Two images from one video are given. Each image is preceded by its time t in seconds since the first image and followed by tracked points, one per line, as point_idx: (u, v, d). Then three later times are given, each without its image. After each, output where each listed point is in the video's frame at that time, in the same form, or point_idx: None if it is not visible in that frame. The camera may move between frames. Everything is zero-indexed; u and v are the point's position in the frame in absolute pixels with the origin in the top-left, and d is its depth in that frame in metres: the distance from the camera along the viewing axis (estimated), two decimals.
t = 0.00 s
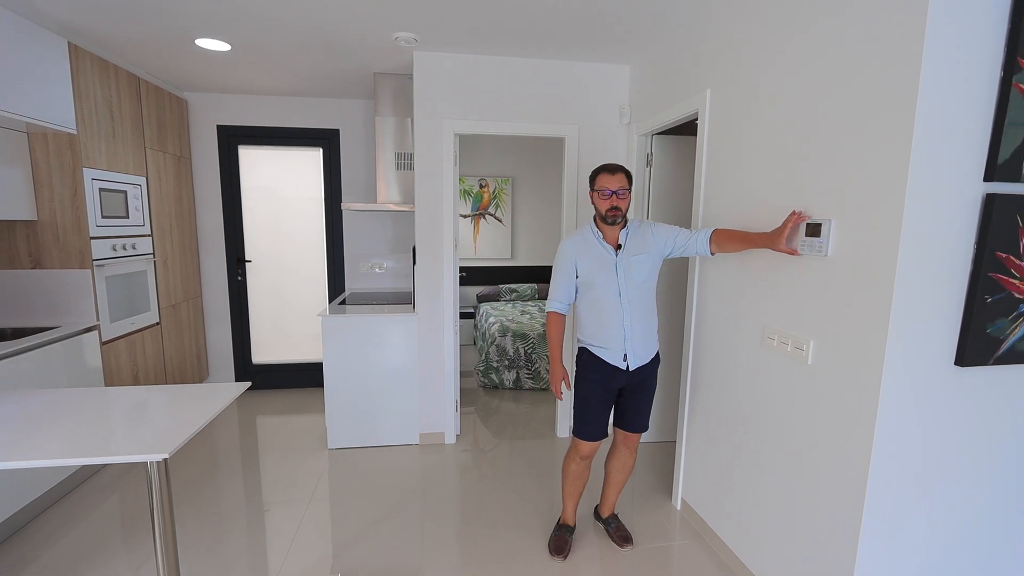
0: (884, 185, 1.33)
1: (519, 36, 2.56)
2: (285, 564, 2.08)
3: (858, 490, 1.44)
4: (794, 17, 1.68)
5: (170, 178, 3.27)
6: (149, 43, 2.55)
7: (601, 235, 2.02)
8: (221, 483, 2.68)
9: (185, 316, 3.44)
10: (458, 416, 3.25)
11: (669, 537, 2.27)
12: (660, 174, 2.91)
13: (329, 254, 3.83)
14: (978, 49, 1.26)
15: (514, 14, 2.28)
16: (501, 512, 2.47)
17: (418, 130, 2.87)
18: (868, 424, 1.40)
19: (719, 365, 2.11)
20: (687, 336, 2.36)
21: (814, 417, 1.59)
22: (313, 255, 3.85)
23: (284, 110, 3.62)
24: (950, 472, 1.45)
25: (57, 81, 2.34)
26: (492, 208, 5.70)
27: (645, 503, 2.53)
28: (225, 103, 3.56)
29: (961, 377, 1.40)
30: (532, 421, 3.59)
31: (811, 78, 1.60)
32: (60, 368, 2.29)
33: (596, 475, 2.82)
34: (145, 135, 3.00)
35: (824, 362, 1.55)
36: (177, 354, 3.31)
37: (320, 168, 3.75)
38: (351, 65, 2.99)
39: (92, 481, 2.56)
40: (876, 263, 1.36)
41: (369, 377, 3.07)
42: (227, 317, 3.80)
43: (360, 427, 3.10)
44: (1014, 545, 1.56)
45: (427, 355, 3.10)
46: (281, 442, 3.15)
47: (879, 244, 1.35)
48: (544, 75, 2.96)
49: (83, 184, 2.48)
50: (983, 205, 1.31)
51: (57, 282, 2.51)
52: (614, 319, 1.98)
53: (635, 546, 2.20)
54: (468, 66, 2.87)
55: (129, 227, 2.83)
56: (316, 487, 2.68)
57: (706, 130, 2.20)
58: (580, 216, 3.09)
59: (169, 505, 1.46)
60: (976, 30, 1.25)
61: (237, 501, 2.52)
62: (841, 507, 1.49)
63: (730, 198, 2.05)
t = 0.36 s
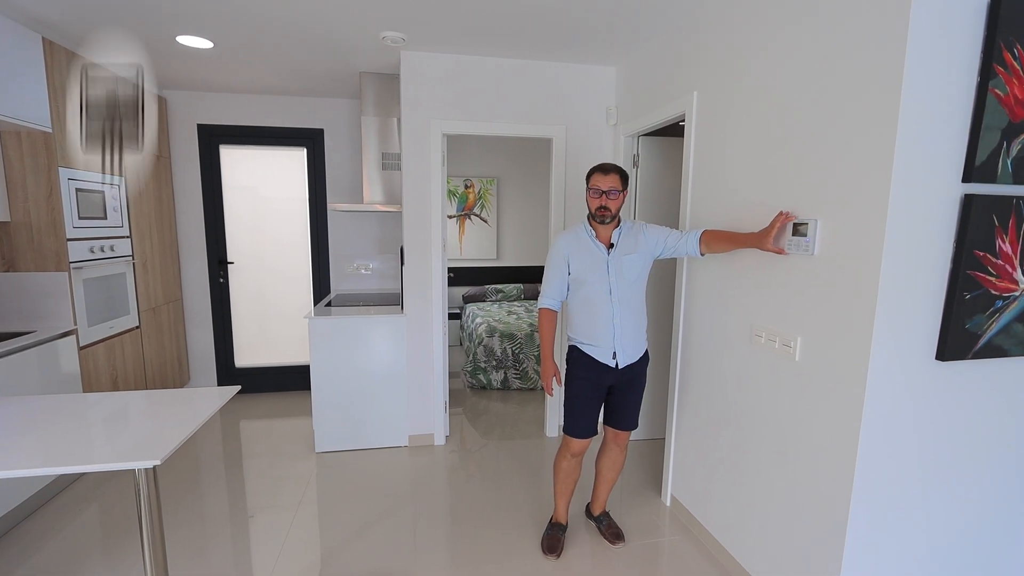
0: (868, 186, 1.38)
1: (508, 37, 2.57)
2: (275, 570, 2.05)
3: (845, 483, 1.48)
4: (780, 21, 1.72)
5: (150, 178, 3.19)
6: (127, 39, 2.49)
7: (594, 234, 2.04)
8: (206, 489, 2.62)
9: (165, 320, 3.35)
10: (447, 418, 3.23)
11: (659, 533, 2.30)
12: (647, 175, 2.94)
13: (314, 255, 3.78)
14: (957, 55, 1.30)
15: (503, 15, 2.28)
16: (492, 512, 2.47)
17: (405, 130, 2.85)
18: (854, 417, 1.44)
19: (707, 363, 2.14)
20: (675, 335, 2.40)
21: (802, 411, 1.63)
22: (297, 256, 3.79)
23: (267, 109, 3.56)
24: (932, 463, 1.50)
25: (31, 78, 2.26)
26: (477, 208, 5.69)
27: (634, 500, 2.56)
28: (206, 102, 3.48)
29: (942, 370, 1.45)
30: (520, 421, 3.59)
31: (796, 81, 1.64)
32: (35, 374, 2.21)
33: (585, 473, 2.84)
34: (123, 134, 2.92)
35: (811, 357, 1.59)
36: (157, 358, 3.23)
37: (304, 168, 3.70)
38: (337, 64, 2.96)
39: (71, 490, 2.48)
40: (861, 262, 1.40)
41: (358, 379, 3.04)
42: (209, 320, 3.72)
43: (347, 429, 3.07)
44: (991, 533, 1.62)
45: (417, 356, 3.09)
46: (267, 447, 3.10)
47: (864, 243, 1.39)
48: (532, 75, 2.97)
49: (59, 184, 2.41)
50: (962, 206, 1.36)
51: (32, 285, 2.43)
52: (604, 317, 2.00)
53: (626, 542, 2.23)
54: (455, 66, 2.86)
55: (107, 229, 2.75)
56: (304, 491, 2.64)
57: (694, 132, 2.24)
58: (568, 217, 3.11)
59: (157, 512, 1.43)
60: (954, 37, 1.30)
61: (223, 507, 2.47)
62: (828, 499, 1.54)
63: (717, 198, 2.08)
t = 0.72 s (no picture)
0: (853, 185, 1.41)
1: (496, 36, 2.57)
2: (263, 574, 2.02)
3: (830, 474, 1.52)
4: (765, 23, 1.75)
5: (129, 176, 3.12)
6: (106, 34, 2.42)
7: (584, 232, 2.06)
8: (191, 493, 2.58)
9: (146, 321, 3.28)
10: (436, 417, 3.23)
11: (648, 527, 2.33)
12: (634, 174, 2.97)
13: (299, 255, 3.74)
14: (936, 58, 1.34)
15: (492, 14, 2.28)
16: (483, 511, 2.47)
17: (393, 128, 2.84)
18: (839, 411, 1.48)
19: (695, 360, 2.18)
20: (663, 332, 2.43)
21: (788, 405, 1.66)
22: (282, 256, 3.75)
23: (250, 106, 3.50)
24: (912, 454, 1.54)
25: (5, 72, 2.19)
26: (464, 207, 5.68)
27: (624, 496, 2.59)
28: (186, 98, 3.41)
29: (922, 364, 1.49)
30: (509, 419, 3.60)
31: (781, 81, 1.68)
32: (11, 378, 2.14)
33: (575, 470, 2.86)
34: (101, 131, 2.85)
35: (797, 353, 1.63)
36: (138, 360, 3.16)
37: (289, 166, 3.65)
38: (322, 61, 2.92)
39: (49, 497, 2.41)
40: (845, 259, 1.44)
41: (345, 379, 3.01)
42: (191, 321, 3.65)
43: (335, 429, 3.04)
44: (967, 521, 1.67)
45: (405, 355, 3.07)
46: (253, 449, 3.05)
47: (848, 241, 1.43)
48: (520, 74, 2.97)
49: (34, 182, 2.33)
50: (940, 205, 1.41)
51: (8, 287, 2.35)
52: (594, 315, 2.02)
53: (616, 538, 2.25)
54: (443, 64, 2.85)
55: (85, 228, 2.68)
56: (292, 493, 2.62)
57: (680, 131, 2.27)
58: (556, 215, 3.12)
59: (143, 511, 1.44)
60: (934, 40, 1.34)
61: (209, 511, 2.43)
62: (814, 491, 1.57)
63: (704, 197, 2.12)
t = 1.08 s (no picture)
0: (835, 186, 1.45)
1: (484, 37, 2.57)
2: None
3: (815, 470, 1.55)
4: (749, 27, 1.78)
5: (111, 177, 3.06)
6: (86, 32, 2.38)
7: (574, 233, 2.08)
8: (176, 499, 2.54)
9: (129, 324, 3.23)
10: (426, 419, 3.22)
11: (638, 525, 2.35)
12: (621, 175, 3.00)
13: (286, 256, 3.70)
14: (913, 63, 1.39)
15: (481, 16, 2.29)
16: (474, 512, 2.47)
17: (381, 129, 2.83)
18: (823, 407, 1.51)
19: (683, 359, 2.21)
20: (652, 332, 2.46)
21: (775, 403, 1.70)
22: (268, 257, 3.71)
23: (235, 107, 3.46)
24: (894, 450, 1.58)
25: None
26: (451, 208, 5.67)
27: (613, 494, 2.61)
28: (170, 98, 3.36)
29: (903, 360, 1.54)
30: (498, 420, 3.61)
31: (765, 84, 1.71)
32: None
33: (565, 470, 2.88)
34: (82, 131, 2.79)
35: (782, 351, 1.66)
36: (121, 365, 3.10)
37: (275, 167, 3.61)
38: (309, 62, 2.90)
39: (29, 505, 2.36)
40: (829, 259, 1.47)
41: (334, 382, 2.99)
42: (175, 324, 3.59)
43: (324, 432, 3.02)
44: (948, 516, 1.72)
45: (394, 357, 3.06)
46: (239, 454, 3.02)
47: (831, 241, 1.46)
48: (507, 76, 2.99)
49: (13, 183, 2.28)
50: (919, 206, 1.45)
51: None
52: (584, 315, 2.03)
53: (606, 536, 2.27)
54: (431, 65, 2.85)
55: (66, 230, 2.63)
56: (280, 497, 2.59)
57: (667, 133, 2.30)
58: (544, 217, 3.14)
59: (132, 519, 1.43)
60: (912, 46, 1.38)
61: (196, 517, 2.40)
62: (800, 486, 1.60)
63: (690, 198, 2.15)
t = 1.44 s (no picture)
0: (819, 185, 1.48)
1: (473, 36, 2.57)
2: None
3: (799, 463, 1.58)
4: (733, 28, 1.81)
5: (91, 175, 3.00)
6: (65, 26, 2.33)
7: (563, 231, 2.09)
8: (162, 502, 2.50)
9: (111, 325, 3.17)
10: (415, 418, 3.22)
11: (626, 519, 2.38)
12: (609, 174, 3.02)
13: (272, 255, 3.66)
14: (892, 65, 1.42)
15: (469, 14, 2.29)
16: (463, 510, 2.48)
17: (368, 127, 2.81)
18: (807, 401, 1.54)
19: (670, 356, 2.24)
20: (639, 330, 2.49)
21: (759, 398, 1.73)
22: (254, 256, 3.66)
23: (219, 103, 3.41)
24: (875, 442, 1.63)
25: None
26: (439, 207, 5.66)
27: (602, 490, 2.63)
28: (152, 95, 3.30)
29: (883, 355, 1.58)
30: (487, 418, 3.61)
31: (749, 85, 1.74)
32: None
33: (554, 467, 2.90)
34: (61, 128, 2.73)
35: (767, 346, 1.69)
36: (103, 366, 3.04)
37: (261, 165, 3.57)
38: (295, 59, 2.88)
39: (9, 509, 2.31)
40: (812, 257, 1.50)
41: (321, 382, 2.97)
42: (158, 324, 3.53)
43: (312, 432, 3.00)
44: (925, 506, 1.77)
45: (382, 356, 3.05)
46: (226, 455, 2.98)
47: (814, 239, 1.50)
48: (495, 74, 2.99)
49: None
50: (899, 205, 1.49)
51: None
52: (574, 313, 2.05)
53: (596, 531, 2.29)
54: (419, 63, 2.84)
55: (46, 228, 2.57)
56: (268, 498, 2.57)
57: (654, 132, 2.32)
58: (533, 215, 3.15)
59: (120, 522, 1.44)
60: (891, 49, 1.41)
61: (182, 519, 2.37)
62: (785, 479, 1.64)
63: (677, 196, 2.17)
